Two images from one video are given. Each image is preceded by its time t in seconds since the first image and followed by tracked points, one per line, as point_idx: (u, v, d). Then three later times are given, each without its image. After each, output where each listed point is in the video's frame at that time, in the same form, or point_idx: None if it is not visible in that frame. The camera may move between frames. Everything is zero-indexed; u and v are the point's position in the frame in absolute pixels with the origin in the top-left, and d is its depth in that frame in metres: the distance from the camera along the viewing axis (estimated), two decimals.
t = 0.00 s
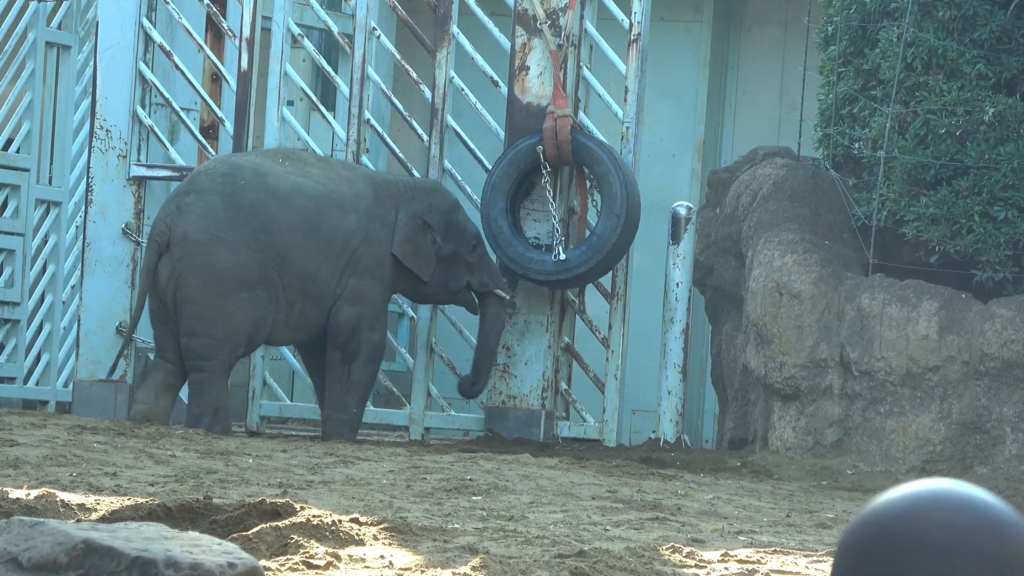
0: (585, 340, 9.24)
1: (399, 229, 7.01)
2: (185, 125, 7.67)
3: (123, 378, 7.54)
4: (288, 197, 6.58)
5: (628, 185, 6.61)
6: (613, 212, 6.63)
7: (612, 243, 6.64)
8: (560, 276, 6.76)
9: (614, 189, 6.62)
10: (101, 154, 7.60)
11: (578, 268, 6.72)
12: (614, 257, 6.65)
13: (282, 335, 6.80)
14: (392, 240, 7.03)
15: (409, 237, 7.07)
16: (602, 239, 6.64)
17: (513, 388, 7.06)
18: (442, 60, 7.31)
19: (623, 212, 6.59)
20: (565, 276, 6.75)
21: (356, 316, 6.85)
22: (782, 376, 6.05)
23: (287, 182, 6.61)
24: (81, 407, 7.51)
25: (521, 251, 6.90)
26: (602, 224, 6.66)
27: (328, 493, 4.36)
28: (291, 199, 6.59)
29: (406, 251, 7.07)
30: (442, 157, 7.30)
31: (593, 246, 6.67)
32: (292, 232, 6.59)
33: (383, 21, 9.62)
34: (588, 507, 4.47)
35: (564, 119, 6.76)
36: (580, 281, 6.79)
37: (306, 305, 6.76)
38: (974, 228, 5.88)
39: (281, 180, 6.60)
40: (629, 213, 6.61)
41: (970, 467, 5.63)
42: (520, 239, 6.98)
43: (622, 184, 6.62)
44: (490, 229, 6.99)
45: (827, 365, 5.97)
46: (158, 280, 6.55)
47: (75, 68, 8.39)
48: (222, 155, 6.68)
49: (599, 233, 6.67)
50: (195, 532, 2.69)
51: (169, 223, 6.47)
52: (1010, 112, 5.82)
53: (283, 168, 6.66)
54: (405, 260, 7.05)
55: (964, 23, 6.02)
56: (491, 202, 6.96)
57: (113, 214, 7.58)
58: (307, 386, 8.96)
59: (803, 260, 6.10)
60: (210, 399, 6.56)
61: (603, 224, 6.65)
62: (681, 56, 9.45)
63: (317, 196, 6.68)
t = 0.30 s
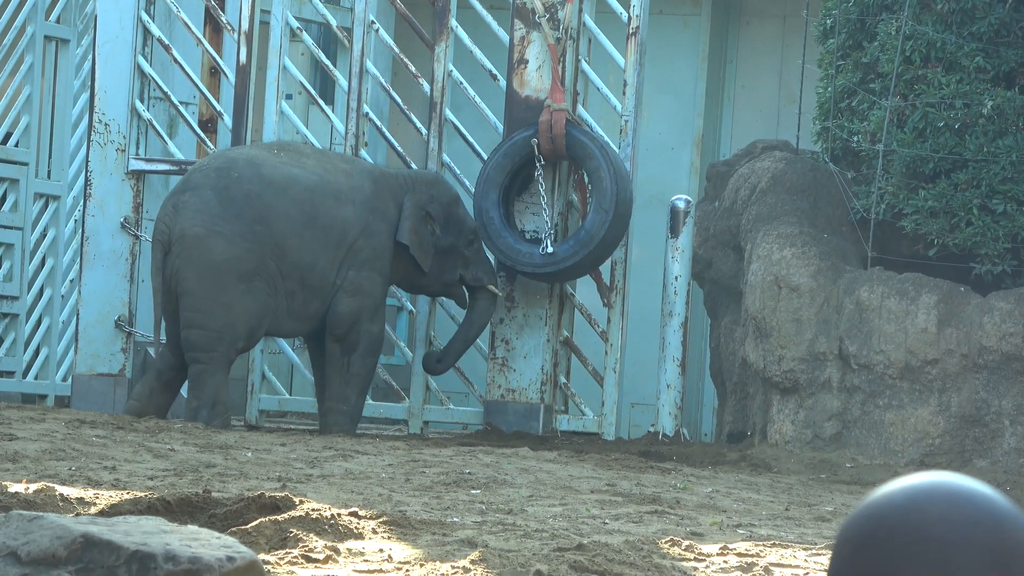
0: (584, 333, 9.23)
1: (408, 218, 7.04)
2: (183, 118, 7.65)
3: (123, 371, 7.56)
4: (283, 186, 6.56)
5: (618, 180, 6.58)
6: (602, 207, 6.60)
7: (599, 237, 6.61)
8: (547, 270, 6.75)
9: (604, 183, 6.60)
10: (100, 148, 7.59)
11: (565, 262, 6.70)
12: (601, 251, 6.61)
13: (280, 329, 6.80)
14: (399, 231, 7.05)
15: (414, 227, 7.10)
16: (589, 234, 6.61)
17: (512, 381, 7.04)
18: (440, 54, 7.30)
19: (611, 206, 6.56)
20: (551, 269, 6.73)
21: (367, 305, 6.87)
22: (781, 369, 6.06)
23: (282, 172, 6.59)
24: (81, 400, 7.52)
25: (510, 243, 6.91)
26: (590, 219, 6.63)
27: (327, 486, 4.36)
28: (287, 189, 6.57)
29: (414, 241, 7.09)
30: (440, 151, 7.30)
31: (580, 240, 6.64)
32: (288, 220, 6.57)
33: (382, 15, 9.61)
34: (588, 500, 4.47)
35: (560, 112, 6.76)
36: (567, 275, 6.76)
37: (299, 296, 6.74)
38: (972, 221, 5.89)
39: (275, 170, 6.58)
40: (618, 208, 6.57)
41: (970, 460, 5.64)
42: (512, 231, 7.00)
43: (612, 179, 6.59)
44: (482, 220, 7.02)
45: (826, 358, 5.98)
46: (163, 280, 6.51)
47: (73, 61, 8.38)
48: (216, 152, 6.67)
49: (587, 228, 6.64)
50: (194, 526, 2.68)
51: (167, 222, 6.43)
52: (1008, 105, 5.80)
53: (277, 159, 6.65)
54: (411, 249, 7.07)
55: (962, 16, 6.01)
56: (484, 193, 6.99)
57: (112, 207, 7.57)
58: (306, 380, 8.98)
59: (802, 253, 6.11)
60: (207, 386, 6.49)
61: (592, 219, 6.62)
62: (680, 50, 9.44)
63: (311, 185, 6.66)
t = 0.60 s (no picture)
0: (582, 328, 9.27)
1: (399, 215, 6.97)
2: (181, 113, 7.64)
3: (120, 366, 7.56)
4: (270, 186, 6.60)
5: (608, 174, 6.57)
6: (592, 201, 6.59)
7: (588, 232, 6.61)
8: (537, 265, 6.76)
9: (592, 179, 6.60)
10: (98, 143, 7.58)
11: (555, 257, 6.70)
12: (589, 248, 6.62)
13: (276, 323, 6.79)
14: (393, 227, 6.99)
15: (407, 223, 7.02)
16: (579, 229, 6.61)
17: (509, 376, 7.06)
18: (438, 49, 7.31)
19: (599, 201, 6.56)
20: (541, 265, 6.75)
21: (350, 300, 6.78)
22: (778, 365, 6.06)
23: (270, 172, 6.63)
24: (80, 397, 7.51)
25: (502, 238, 6.93)
26: (580, 214, 6.63)
27: (325, 481, 4.36)
28: (274, 189, 6.60)
29: (407, 237, 7.03)
30: (437, 146, 7.26)
31: (570, 235, 6.64)
32: (271, 220, 6.60)
33: (380, 10, 9.60)
34: (586, 495, 4.47)
35: (553, 107, 6.78)
36: (557, 270, 6.78)
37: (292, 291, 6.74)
38: (970, 217, 5.88)
39: (264, 170, 6.62)
40: (606, 203, 6.57)
41: (968, 456, 5.64)
42: (506, 227, 7.00)
43: (601, 174, 6.58)
44: (477, 216, 7.03)
45: (824, 353, 5.98)
46: (153, 276, 6.64)
47: (71, 56, 8.36)
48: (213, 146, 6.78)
49: (577, 223, 6.63)
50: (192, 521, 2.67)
51: (154, 217, 6.57)
52: (1006, 100, 5.80)
53: (268, 158, 6.69)
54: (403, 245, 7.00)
55: (961, 12, 6.00)
56: (478, 189, 7.00)
57: (110, 202, 7.56)
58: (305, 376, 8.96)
59: (801, 249, 6.10)
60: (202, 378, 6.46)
61: (581, 214, 6.62)
62: (677, 45, 9.43)
63: (300, 185, 6.67)
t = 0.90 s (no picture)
0: (580, 326, 9.26)
1: (380, 213, 6.93)
2: (180, 110, 7.64)
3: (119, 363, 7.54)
4: (245, 190, 6.65)
5: (604, 173, 6.56)
6: (588, 199, 6.58)
7: (584, 229, 6.60)
8: (533, 262, 6.75)
9: (589, 175, 6.59)
10: (96, 140, 7.57)
11: (550, 254, 6.70)
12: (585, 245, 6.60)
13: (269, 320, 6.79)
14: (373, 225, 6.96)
15: (389, 222, 6.98)
16: (574, 227, 6.60)
17: (508, 373, 7.07)
18: (436, 45, 7.30)
19: (595, 198, 6.54)
20: (537, 262, 6.74)
21: (333, 295, 6.78)
22: (776, 362, 6.07)
23: (246, 174, 6.67)
24: (77, 393, 7.50)
25: (499, 235, 6.93)
26: (576, 211, 6.62)
27: (324, 479, 4.36)
28: (250, 191, 6.65)
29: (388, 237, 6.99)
30: (436, 143, 7.26)
31: (566, 233, 6.64)
32: (242, 223, 6.65)
33: (378, 7, 9.60)
34: (583, 492, 4.48)
35: (551, 104, 6.77)
36: (554, 267, 6.77)
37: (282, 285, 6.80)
38: (969, 214, 5.89)
39: (240, 172, 6.66)
40: (602, 200, 6.55)
41: (966, 453, 5.65)
42: (501, 223, 7.00)
43: (598, 172, 6.57)
44: (473, 212, 7.03)
45: (821, 351, 5.98)
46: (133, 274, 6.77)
47: (70, 53, 8.35)
48: (196, 146, 6.83)
49: (573, 220, 6.63)
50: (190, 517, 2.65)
51: (132, 217, 6.68)
52: (1004, 97, 5.80)
53: (246, 159, 6.73)
54: (385, 244, 6.97)
55: (959, 9, 6.01)
56: (475, 185, 7.00)
57: (109, 199, 7.56)
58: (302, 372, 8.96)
59: (798, 246, 6.10)
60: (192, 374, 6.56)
61: (577, 211, 6.61)
62: (676, 41, 9.43)
63: (276, 186, 6.70)
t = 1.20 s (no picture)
0: (579, 323, 9.27)
1: (375, 211, 6.92)
2: (180, 108, 7.67)
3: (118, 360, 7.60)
4: (234, 187, 6.64)
5: (605, 170, 6.56)
6: (588, 197, 6.58)
7: (584, 226, 6.60)
8: (531, 258, 6.76)
9: (590, 173, 6.59)
10: (96, 137, 7.56)
11: (549, 251, 6.69)
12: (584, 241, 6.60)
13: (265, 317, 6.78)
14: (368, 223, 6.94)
15: (383, 219, 6.96)
16: (574, 224, 6.60)
17: (507, 371, 7.07)
18: (436, 43, 7.30)
19: (596, 195, 6.54)
20: (536, 258, 6.74)
21: (326, 290, 6.76)
22: (776, 360, 6.07)
23: (235, 172, 6.66)
24: (76, 390, 7.44)
25: (498, 231, 6.93)
26: (577, 208, 6.61)
27: (323, 476, 4.36)
28: (239, 189, 6.64)
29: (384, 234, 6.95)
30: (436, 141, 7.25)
31: (565, 230, 6.64)
32: (232, 220, 6.64)
33: (378, 5, 9.60)
34: (583, 490, 4.48)
35: (552, 102, 6.77)
36: (552, 263, 6.77)
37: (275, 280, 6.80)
38: (968, 213, 5.88)
39: (229, 169, 6.66)
40: (602, 197, 6.54)
41: (965, 452, 5.65)
42: (500, 220, 7.00)
43: (599, 169, 6.57)
44: (472, 209, 7.03)
45: (821, 349, 5.98)
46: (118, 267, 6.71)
47: (69, 50, 8.33)
48: (186, 142, 6.83)
49: (573, 218, 6.63)
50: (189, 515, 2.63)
51: (118, 209, 6.66)
52: (1004, 96, 5.80)
53: (236, 157, 6.73)
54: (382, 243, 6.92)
55: (959, 8, 6.01)
56: (474, 182, 6.99)
57: (108, 197, 7.55)
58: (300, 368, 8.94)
59: (798, 244, 6.10)
60: (153, 367, 6.58)
61: (578, 208, 6.61)
62: (675, 39, 9.43)
63: (265, 185, 6.71)
